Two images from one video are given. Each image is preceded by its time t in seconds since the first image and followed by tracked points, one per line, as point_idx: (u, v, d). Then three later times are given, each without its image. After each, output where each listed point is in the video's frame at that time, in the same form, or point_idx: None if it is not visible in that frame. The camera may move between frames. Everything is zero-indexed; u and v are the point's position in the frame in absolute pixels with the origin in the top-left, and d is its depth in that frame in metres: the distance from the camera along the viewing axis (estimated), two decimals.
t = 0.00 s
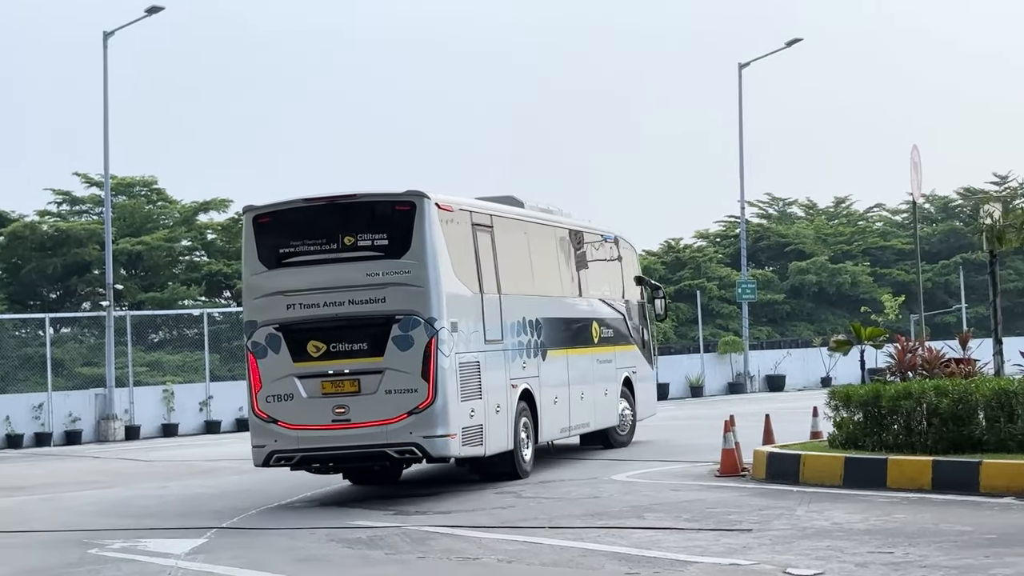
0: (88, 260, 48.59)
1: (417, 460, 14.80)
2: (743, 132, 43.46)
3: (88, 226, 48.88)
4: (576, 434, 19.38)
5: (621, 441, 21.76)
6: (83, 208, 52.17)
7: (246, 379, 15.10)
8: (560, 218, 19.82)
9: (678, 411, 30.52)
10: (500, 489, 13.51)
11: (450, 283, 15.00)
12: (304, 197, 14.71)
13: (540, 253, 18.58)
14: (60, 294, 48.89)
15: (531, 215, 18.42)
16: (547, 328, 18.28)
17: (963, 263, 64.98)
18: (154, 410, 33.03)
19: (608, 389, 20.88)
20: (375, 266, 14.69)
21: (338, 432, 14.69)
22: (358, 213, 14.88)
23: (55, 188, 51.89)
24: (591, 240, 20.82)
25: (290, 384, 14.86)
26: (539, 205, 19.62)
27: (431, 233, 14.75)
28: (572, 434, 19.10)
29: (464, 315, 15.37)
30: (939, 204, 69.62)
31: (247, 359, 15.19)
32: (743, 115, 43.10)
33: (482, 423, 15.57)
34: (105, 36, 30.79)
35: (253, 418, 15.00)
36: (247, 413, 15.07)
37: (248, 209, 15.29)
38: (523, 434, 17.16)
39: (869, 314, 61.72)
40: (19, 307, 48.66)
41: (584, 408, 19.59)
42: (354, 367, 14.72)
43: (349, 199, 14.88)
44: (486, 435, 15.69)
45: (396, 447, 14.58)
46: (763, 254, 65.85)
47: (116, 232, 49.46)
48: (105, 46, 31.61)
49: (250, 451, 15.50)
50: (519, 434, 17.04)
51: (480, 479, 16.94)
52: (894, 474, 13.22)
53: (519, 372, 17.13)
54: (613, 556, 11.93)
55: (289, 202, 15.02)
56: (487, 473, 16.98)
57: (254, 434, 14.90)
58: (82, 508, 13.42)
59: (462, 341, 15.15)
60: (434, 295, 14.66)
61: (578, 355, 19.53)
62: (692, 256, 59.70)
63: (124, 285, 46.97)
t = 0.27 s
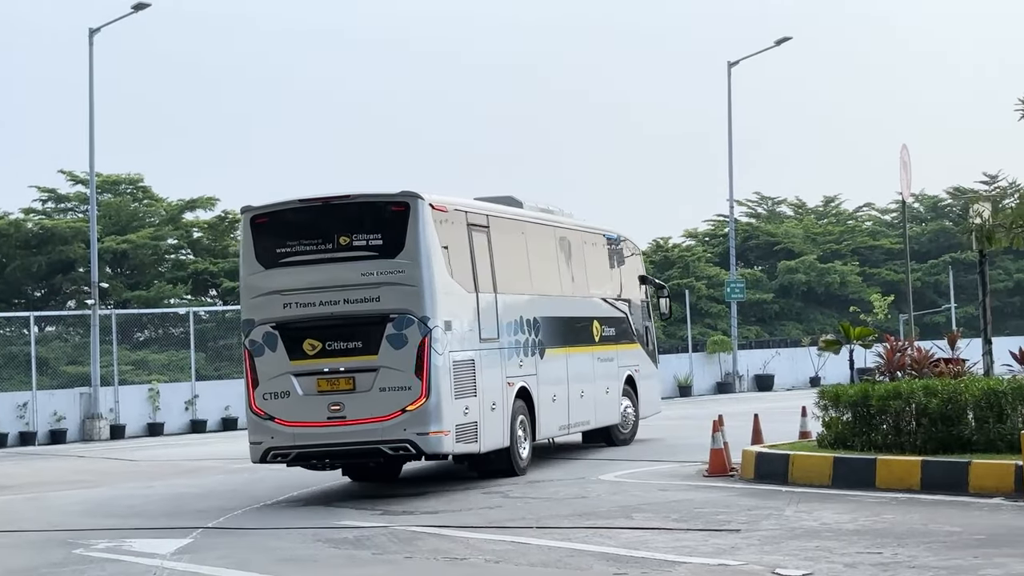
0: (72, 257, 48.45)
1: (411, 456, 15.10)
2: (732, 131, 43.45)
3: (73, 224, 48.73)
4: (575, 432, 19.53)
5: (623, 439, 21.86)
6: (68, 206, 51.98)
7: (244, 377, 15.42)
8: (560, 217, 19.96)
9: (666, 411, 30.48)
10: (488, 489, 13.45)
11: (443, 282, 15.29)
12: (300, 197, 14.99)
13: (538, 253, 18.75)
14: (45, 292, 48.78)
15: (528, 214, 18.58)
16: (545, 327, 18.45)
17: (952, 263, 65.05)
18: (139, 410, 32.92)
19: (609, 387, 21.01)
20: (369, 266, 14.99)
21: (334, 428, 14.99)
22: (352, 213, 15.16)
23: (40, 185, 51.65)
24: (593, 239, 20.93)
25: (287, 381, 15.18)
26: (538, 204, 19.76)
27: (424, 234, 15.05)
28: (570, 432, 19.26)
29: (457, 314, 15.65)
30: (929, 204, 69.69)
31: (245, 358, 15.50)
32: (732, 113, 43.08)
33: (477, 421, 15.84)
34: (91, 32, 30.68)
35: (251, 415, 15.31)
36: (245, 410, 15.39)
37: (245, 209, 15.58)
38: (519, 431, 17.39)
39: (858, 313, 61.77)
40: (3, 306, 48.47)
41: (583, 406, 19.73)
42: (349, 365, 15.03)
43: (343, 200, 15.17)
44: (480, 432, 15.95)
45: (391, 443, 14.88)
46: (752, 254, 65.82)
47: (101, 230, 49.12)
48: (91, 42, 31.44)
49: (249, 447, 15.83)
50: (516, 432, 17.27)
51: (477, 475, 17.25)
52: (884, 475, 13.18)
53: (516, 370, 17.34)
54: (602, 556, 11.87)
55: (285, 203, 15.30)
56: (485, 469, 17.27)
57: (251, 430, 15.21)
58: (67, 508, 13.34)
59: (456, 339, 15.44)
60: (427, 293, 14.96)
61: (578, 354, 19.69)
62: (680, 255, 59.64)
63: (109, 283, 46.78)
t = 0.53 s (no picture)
0: (58, 255, 48.29)
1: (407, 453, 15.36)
2: (721, 130, 43.43)
3: (59, 222, 48.56)
4: (577, 430, 19.64)
5: (626, 438, 21.92)
6: (54, 203, 51.78)
7: (244, 375, 15.77)
8: (560, 217, 20.06)
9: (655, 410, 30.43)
10: (475, 488, 13.41)
11: (438, 282, 15.55)
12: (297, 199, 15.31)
13: (537, 252, 18.86)
14: (30, 290, 48.60)
15: (527, 214, 18.69)
16: (544, 326, 18.58)
17: (941, 262, 65.12)
18: (125, 409, 32.78)
19: (611, 385, 21.04)
20: (365, 266, 15.29)
21: (330, 426, 15.29)
22: (349, 214, 15.46)
23: (26, 183, 51.41)
24: (596, 238, 21.00)
25: (285, 380, 15.50)
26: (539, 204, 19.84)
27: (419, 234, 15.31)
28: (572, 430, 19.37)
29: (452, 313, 15.89)
30: (918, 203, 69.75)
31: (244, 356, 15.86)
32: (721, 112, 43.07)
33: (472, 419, 16.10)
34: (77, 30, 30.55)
35: (250, 412, 15.65)
36: (245, 408, 15.73)
37: (244, 210, 15.91)
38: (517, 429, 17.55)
39: (847, 313, 61.81)
40: None
41: (585, 405, 19.83)
42: (346, 363, 15.32)
43: (340, 201, 15.47)
44: (477, 430, 16.20)
45: (386, 440, 15.16)
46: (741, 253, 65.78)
47: (88, 227, 48.94)
48: (76, 39, 31.34)
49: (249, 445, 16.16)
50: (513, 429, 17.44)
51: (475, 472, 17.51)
52: (873, 475, 13.16)
53: (514, 369, 17.52)
54: (590, 556, 11.83)
55: (282, 204, 15.62)
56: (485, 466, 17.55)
57: (250, 427, 15.55)
58: (53, 508, 13.27)
59: (451, 338, 15.69)
60: (421, 293, 15.23)
61: (579, 352, 19.76)
62: (670, 254, 59.58)
63: (96, 281, 46.59)
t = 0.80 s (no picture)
0: (46, 253, 48.19)
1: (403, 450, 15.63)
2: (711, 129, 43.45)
3: (46, 220, 48.45)
4: (578, 428, 19.90)
5: (630, 435, 22.16)
6: (41, 201, 51.64)
7: (244, 373, 16.08)
8: (560, 217, 20.33)
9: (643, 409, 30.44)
10: (463, 487, 13.39)
11: (435, 282, 15.80)
12: (296, 201, 15.57)
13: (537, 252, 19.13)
14: (17, 289, 48.43)
15: (527, 215, 18.96)
16: (543, 325, 18.86)
17: (930, 262, 65.24)
18: (112, 407, 32.73)
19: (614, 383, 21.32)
20: (362, 267, 15.55)
21: (328, 423, 15.57)
22: (346, 215, 15.71)
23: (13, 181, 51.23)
24: (598, 238, 21.25)
25: (285, 378, 15.80)
26: (539, 205, 20.13)
27: (415, 235, 15.55)
28: (573, 427, 19.65)
29: (449, 313, 16.14)
30: (907, 203, 69.87)
31: (245, 354, 16.17)
32: (711, 111, 43.10)
33: (469, 416, 16.35)
34: (65, 27, 30.50)
35: (250, 410, 15.95)
36: (245, 405, 16.04)
37: (245, 211, 16.18)
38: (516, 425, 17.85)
39: (836, 312, 61.90)
40: None
41: (587, 402, 20.10)
42: (343, 362, 15.61)
43: (338, 202, 15.71)
44: (474, 427, 16.44)
45: (382, 437, 15.43)
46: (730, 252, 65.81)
47: (75, 225, 48.84)
48: (64, 37, 31.28)
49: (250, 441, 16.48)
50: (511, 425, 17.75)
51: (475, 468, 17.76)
52: (861, 474, 13.14)
53: (512, 367, 17.79)
54: (578, 555, 11.81)
55: (282, 206, 15.88)
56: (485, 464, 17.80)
57: (251, 425, 15.86)
58: (39, 507, 13.22)
59: (448, 337, 15.95)
60: (418, 293, 15.47)
61: (580, 350, 20.05)
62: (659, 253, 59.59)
63: (84, 280, 46.45)
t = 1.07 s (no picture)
0: (33, 252, 48.06)
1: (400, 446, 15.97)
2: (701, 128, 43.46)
3: (34, 218, 48.33)
4: (579, 425, 20.43)
5: (634, 432, 22.68)
6: (29, 199, 51.50)
7: (245, 370, 16.41)
8: (562, 217, 20.72)
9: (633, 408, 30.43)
10: (452, 486, 13.38)
11: (432, 282, 16.13)
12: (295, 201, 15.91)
13: (538, 252, 19.51)
14: (4, 287, 48.24)
15: (527, 215, 19.35)
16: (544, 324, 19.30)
17: (919, 261, 65.32)
18: (100, 406, 32.62)
19: (617, 382, 21.83)
20: (360, 266, 15.88)
21: (327, 419, 15.90)
22: (345, 216, 16.04)
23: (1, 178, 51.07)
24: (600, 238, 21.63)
25: (285, 375, 16.13)
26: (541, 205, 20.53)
27: (412, 236, 15.87)
28: (573, 425, 20.16)
29: (447, 311, 16.49)
30: (896, 202, 69.95)
31: (246, 352, 16.49)
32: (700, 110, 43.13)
33: (466, 413, 16.71)
34: (53, 25, 30.48)
35: (251, 407, 16.27)
36: (246, 402, 16.37)
37: (247, 212, 16.53)
38: (515, 423, 18.34)
39: (825, 311, 61.97)
40: None
41: (587, 400, 20.62)
42: (342, 360, 15.93)
43: (337, 203, 16.05)
44: (471, 423, 16.82)
45: (380, 433, 15.76)
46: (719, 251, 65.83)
47: (62, 223, 48.72)
48: (53, 34, 31.21)
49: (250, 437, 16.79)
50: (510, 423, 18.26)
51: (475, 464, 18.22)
52: (850, 474, 13.15)
53: (512, 365, 18.26)
54: (567, 554, 11.81)
55: (283, 206, 16.22)
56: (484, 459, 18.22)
57: (251, 421, 16.18)
58: (27, 505, 13.19)
59: (445, 336, 16.29)
60: (415, 293, 15.80)
61: (581, 349, 20.56)
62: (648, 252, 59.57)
63: (71, 278, 46.28)
